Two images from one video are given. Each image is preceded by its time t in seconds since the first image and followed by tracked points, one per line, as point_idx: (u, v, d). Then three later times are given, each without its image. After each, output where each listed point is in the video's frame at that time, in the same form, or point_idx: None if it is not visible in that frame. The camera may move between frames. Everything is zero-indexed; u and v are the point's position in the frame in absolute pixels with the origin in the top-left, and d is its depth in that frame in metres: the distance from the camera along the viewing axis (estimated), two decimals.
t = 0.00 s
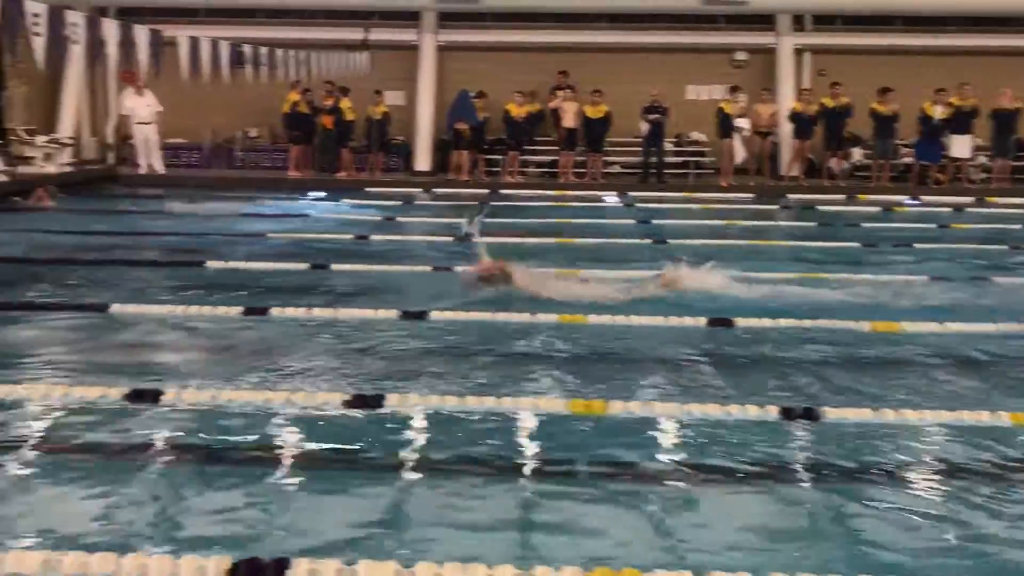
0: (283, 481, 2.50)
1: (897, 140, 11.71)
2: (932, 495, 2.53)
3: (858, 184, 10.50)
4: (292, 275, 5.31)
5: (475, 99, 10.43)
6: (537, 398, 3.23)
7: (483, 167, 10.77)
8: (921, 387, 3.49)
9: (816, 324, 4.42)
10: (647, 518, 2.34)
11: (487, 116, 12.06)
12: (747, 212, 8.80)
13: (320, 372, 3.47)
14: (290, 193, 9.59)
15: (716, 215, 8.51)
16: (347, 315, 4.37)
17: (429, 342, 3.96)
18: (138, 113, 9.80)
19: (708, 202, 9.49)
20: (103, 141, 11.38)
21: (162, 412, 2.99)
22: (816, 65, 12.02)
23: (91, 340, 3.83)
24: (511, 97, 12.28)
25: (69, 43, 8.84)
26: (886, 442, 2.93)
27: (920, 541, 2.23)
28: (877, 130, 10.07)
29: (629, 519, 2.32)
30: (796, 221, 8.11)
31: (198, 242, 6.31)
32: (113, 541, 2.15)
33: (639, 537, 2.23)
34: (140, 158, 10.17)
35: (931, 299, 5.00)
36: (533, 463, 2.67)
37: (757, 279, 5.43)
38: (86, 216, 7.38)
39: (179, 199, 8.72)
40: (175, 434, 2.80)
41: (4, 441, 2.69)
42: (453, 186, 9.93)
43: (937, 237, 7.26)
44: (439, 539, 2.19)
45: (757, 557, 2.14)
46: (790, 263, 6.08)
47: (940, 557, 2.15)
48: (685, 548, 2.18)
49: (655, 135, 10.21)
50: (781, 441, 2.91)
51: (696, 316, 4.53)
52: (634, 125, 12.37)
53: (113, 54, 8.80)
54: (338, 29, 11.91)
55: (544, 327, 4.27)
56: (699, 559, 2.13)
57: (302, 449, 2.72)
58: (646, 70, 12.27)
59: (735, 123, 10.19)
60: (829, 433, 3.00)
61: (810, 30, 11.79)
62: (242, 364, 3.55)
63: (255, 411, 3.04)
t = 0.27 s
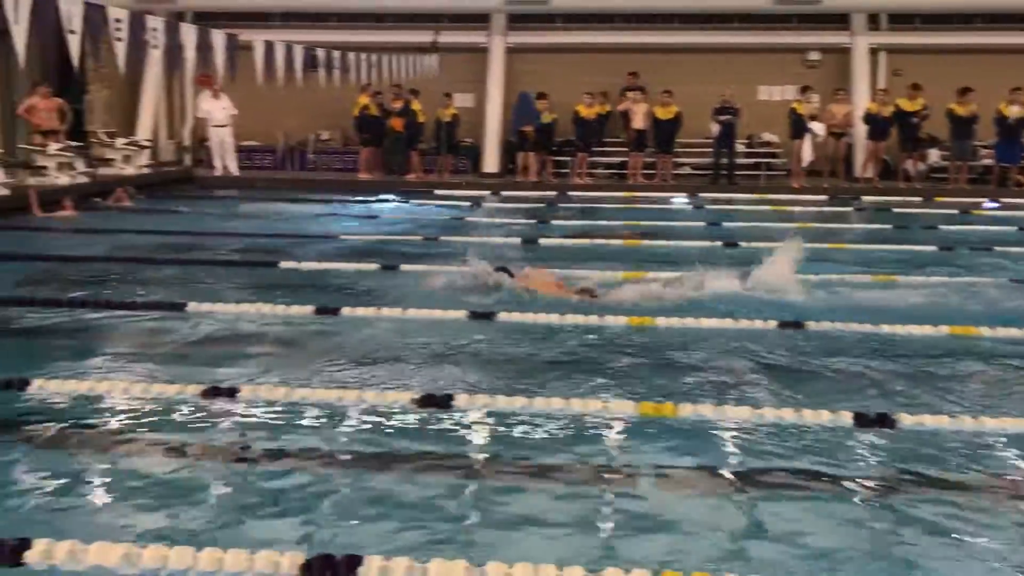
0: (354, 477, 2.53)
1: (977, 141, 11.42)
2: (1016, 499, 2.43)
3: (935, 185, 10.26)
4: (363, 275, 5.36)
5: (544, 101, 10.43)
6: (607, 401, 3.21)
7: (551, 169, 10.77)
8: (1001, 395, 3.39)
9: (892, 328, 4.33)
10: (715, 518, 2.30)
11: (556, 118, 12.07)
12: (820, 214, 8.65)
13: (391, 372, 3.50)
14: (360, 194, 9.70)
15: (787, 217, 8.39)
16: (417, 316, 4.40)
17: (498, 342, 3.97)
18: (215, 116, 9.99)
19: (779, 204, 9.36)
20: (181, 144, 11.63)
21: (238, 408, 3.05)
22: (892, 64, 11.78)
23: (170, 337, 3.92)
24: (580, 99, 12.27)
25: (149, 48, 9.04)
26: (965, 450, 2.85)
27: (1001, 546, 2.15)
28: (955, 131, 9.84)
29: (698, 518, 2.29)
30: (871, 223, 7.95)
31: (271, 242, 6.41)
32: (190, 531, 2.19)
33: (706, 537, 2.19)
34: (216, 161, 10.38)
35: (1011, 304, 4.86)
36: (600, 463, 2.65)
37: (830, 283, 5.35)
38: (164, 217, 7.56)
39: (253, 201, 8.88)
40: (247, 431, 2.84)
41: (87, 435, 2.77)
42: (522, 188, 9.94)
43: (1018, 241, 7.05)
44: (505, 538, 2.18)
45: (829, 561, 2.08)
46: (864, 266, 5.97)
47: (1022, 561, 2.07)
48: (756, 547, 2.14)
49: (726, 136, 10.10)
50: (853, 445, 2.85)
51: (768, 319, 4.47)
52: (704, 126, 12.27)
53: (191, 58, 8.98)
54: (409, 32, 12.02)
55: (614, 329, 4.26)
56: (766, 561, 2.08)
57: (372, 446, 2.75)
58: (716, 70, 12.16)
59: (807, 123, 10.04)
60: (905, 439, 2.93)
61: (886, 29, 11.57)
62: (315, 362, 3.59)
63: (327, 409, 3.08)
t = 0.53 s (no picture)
0: (416, 475, 2.55)
1: None
2: None
3: (1007, 185, 10.03)
4: (424, 275, 5.40)
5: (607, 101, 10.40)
6: (669, 402, 3.19)
7: (613, 169, 10.74)
8: None
9: (962, 332, 4.24)
10: (778, 522, 2.28)
11: (618, 118, 12.04)
12: (887, 215, 8.51)
13: (453, 370, 3.52)
14: (422, 194, 9.77)
15: (853, 218, 8.26)
16: (479, 315, 4.42)
17: (560, 343, 3.97)
18: (281, 117, 10.13)
19: (845, 204, 9.22)
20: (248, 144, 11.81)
21: (303, 406, 3.09)
22: (963, 62, 11.53)
23: (237, 335, 3.98)
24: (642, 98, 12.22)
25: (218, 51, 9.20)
26: None
27: None
28: None
29: (761, 521, 2.27)
30: (939, 225, 7.80)
31: (335, 242, 6.49)
32: (257, 525, 2.23)
33: (769, 542, 2.16)
34: (282, 161, 10.52)
35: None
36: (661, 464, 2.64)
37: (896, 285, 5.26)
38: (232, 216, 7.68)
39: (318, 201, 8.98)
40: (311, 427, 2.88)
41: (157, 430, 2.83)
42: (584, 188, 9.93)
43: None
44: (566, 538, 2.18)
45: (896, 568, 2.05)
46: (932, 268, 5.86)
47: None
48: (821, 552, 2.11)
49: (791, 135, 9.98)
50: (921, 450, 2.80)
51: (832, 321, 4.40)
52: (768, 125, 12.14)
53: (259, 60, 9.12)
54: (472, 32, 12.07)
55: (676, 330, 4.23)
56: (831, 567, 2.05)
57: (434, 444, 2.77)
58: (781, 69, 12.02)
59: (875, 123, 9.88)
60: (975, 444, 2.87)
61: (957, 26, 11.33)
62: (378, 361, 3.63)
63: (391, 407, 3.11)
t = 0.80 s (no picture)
0: (472, 474, 2.56)
1: None
2: None
3: None
4: (482, 274, 5.42)
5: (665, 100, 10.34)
6: (728, 404, 3.16)
7: (671, 169, 10.67)
8: None
9: None
10: (838, 528, 2.24)
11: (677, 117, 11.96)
12: (952, 216, 8.33)
13: (510, 370, 3.52)
14: (479, 194, 9.81)
15: (917, 220, 8.11)
16: (535, 315, 4.42)
17: (617, 343, 3.95)
18: (341, 117, 10.22)
19: (909, 205, 9.06)
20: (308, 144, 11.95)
21: (360, 403, 3.11)
22: None
23: (296, 332, 4.03)
24: (701, 97, 12.13)
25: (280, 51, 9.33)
26: None
27: None
28: None
29: (820, 528, 2.24)
30: (1007, 227, 7.62)
31: (393, 241, 6.54)
32: (317, 523, 2.26)
33: (829, 549, 2.14)
34: (342, 160, 10.63)
35: None
36: (718, 468, 2.62)
37: (962, 288, 5.15)
38: (292, 214, 7.77)
39: (376, 199, 9.05)
40: (370, 426, 2.91)
41: (218, 426, 2.87)
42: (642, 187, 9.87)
43: None
44: (622, 541, 2.17)
45: None
46: (999, 271, 5.73)
47: None
48: (883, 562, 2.08)
49: (853, 135, 9.83)
50: (987, 458, 2.74)
51: (896, 325, 4.33)
52: (830, 124, 11.97)
53: (320, 60, 9.21)
54: (530, 33, 12.07)
55: (735, 332, 4.19)
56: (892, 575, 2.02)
57: (489, 444, 2.77)
58: (844, 67, 11.84)
59: (940, 123, 9.68)
60: None
61: None
62: (435, 360, 3.64)
63: (447, 406, 3.12)
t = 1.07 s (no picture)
0: (526, 475, 2.56)
1: None
2: None
3: None
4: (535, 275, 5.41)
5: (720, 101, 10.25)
6: (785, 408, 3.12)
7: (726, 170, 10.58)
8: None
9: None
10: (898, 536, 2.20)
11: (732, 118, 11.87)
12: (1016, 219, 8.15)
13: (564, 371, 3.52)
14: (532, 195, 9.81)
15: (978, 222, 7.95)
16: (588, 317, 4.40)
17: (672, 346, 3.93)
18: (397, 118, 10.28)
19: (971, 208, 8.88)
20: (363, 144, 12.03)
21: (415, 403, 3.13)
22: None
23: (351, 331, 4.06)
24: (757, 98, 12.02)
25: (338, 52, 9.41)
26: None
27: None
28: None
29: (880, 535, 2.20)
30: None
31: (447, 241, 6.56)
32: (372, 520, 2.27)
33: (889, 556, 2.10)
34: (396, 161, 10.71)
35: None
36: (775, 473, 2.58)
37: None
38: (346, 214, 7.83)
39: (430, 200, 9.09)
40: (424, 425, 2.92)
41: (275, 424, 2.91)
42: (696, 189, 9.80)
43: None
44: (677, 544, 2.16)
45: None
46: None
47: None
48: (945, 570, 2.04)
49: (914, 136, 9.66)
50: None
51: (957, 330, 4.24)
52: (889, 126, 11.79)
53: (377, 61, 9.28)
54: (586, 33, 12.05)
55: (791, 336, 4.14)
56: None
57: (543, 445, 2.77)
58: (904, 68, 11.65)
59: (1004, 124, 9.48)
60: None
61: None
62: (488, 360, 3.65)
63: (500, 407, 3.12)
